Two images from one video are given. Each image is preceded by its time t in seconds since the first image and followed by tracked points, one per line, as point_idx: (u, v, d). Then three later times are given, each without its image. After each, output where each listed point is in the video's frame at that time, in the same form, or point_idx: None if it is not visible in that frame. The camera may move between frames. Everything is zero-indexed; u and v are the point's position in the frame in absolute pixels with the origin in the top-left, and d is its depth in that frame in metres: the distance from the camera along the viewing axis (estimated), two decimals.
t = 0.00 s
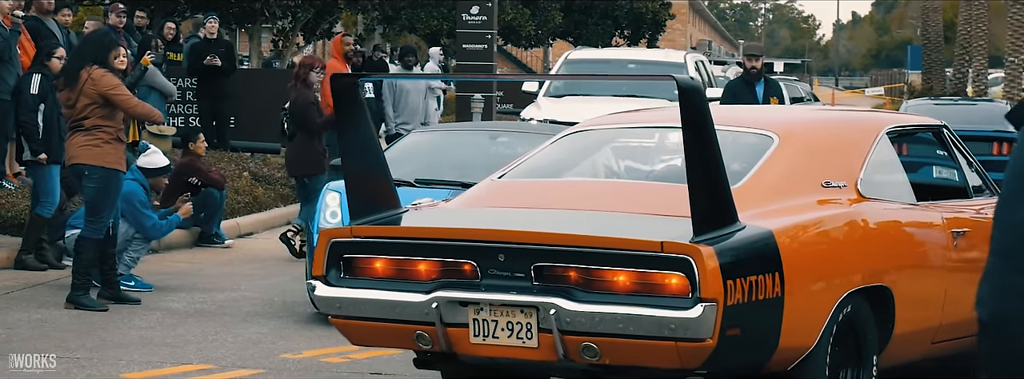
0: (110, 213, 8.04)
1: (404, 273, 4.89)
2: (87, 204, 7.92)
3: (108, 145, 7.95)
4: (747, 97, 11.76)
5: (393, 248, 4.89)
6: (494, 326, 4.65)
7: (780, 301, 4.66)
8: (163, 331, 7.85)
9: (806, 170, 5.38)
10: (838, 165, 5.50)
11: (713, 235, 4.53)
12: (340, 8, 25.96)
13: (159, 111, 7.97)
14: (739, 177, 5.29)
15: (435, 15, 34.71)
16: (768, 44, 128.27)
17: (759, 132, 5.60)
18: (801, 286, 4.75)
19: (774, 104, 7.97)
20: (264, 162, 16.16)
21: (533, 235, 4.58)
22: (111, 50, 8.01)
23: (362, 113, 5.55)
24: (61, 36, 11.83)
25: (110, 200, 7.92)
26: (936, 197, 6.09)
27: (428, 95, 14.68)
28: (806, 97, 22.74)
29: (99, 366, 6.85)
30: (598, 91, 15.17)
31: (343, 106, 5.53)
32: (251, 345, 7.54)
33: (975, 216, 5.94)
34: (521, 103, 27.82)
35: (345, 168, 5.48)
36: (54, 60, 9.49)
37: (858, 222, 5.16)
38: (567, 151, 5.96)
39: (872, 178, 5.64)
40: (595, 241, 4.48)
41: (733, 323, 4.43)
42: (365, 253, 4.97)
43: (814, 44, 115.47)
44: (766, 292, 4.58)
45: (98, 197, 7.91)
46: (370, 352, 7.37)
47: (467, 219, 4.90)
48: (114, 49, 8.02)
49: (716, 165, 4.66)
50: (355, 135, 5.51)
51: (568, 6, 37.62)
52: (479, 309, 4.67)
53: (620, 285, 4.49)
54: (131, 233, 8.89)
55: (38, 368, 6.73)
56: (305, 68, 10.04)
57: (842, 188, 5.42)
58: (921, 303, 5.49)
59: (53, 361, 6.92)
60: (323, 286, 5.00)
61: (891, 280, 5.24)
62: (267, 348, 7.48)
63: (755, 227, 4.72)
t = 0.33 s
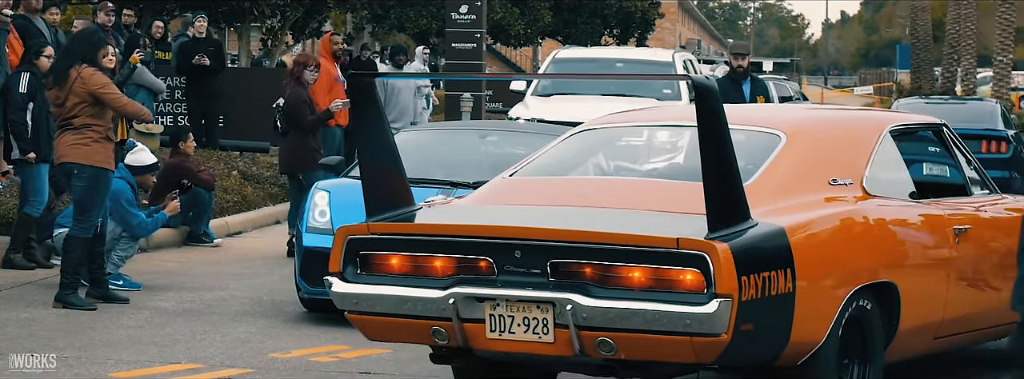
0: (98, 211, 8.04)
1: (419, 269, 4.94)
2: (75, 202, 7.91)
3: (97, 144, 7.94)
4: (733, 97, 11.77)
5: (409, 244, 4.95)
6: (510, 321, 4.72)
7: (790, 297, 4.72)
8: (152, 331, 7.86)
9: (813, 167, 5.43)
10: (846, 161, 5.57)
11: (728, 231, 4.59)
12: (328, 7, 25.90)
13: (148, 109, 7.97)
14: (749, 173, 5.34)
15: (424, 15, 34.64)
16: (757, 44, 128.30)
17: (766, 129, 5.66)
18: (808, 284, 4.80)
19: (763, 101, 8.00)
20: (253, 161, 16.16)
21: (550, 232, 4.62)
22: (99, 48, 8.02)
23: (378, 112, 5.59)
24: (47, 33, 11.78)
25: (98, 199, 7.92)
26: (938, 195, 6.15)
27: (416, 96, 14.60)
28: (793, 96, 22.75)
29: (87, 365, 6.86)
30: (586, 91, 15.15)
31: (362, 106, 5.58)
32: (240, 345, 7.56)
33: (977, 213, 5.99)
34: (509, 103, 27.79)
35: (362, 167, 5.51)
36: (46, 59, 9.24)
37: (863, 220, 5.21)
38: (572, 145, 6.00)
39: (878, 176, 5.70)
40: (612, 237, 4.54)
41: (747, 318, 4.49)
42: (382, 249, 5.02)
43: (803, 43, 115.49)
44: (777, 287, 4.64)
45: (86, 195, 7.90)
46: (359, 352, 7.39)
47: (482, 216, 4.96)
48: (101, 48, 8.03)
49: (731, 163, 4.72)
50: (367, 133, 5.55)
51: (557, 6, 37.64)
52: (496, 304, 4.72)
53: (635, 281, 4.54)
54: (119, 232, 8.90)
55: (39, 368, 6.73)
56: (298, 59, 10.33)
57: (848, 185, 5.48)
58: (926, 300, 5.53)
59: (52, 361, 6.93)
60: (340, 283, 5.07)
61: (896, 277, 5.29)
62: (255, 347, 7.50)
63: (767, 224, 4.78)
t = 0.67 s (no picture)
0: (92, 211, 8.03)
1: (438, 266, 4.97)
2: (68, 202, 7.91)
3: (91, 144, 7.94)
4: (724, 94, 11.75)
5: (427, 242, 4.97)
6: (529, 317, 4.75)
7: (803, 295, 4.77)
8: (144, 330, 7.87)
9: (824, 166, 5.50)
10: (854, 160, 5.63)
11: (742, 229, 4.64)
12: (321, 7, 25.87)
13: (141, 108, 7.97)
14: (761, 171, 5.40)
15: (417, 15, 34.61)
16: (749, 45, 128.27)
17: (775, 127, 5.72)
18: (818, 281, 4.86)
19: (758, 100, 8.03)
20: (245, 160, 16.15)
21: (569, 228, 4.66)
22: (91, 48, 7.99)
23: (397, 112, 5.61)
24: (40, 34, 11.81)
25: (91, 199, 7.92)
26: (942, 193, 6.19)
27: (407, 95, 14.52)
28: (785, 96, 22.77)
29: (80, 365, 6.88)
30: (577, 90, 15.14)
31: (381, 103, 5.59)
32: (232, 344, 7.57)
33: (981, 210, 6.04)
34: (502, 102, 27.76)
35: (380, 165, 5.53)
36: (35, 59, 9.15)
37: (871, 218, 5.27)
38: (579, 141, 6.04)
39: (886, 174, 5.76)
40: (631, 235, 4.58)
41: (763, 315, 4.55)
42: (400, 247, 5.04)
43: (796, 43, 115.47)
44: (791, 283, 4.70)
45: (77, 194, 7.90)
46: (351, 352, 7.41)
47: (498, 214, 5.00)
48: (94, 48, 8.02)
49: (747, 162, 4.75)
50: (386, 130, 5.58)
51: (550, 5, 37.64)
52: (514, 301, 4.76)
53: (653, 277, 4.59)
54: (111, 231, 8.89)
55: (38, 367, 6.76)
56: (295, 59, 10.38)
57: (857, 183, 5.55)
58: (933, 296, 5.59)
59: (52, 361, 6.95)
60: (358, 280, 5.09)
61: (903, 275, 5.34)
62: (248, 347, 7.51)
63: (781, 223, 4.83)
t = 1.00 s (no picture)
0: (87, 210, 8.04)
1: (457, 264, 5.00)
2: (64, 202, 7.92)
3: (86, 144, 7.96)
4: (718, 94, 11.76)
5: (446, 240, 5.01)
6: (549, 314, 4.80)
7: (818, 292, 4.80)
8: (139, 331, 7.89)
9: (834, 164, 5.54)
10: (863, 158, 5.68)
11: (759, 228, 4.66)
12: (316, 8, 25.82)
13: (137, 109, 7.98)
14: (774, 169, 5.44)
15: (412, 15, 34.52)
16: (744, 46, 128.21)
17: (785, 127, 5.76)
18: (834, 277, 4.89)
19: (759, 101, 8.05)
20: (241, 161, 16.17)
21: (590, 226, 4.71)
22: (86, 48, 8.02)
23: (417, 108, 5.64)
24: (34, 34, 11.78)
25: (87, 200, 7.94)
26: (948, 191, 6.21)
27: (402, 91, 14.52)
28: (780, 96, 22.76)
29: (77, 365, 6.90)
30: (572, 90, 15.15)
31: (398, 103, 5.61)
32: (227, 344, 7.59)
33: (986, 209, 6.09)
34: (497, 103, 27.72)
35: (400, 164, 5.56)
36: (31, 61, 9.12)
37: (882, 215, 5.31)
38: (588, 140, 6.07)
39: (895, 172, 5.80)
40: (652, 232, 4.62)
41: (781, 311, 4.59)
42: (420, 244, 5.08)
43: (792, 43, 115.42)
44: (807, 280, 4.74)
45: (73, 195, 7.91)
46: (345, 352, 7.43)
47: (515, 213, 5.03)
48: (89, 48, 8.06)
49: (763, 161, 4.78)
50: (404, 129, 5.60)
51: (547, 4, 37.67)
52: (534, 298, 4.81)
53: (671, 274, 4.63)
54: (105, 232, 8.91)
55: (39, 367, 6.79)
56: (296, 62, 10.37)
57: (866, 181, 5.59)
58: (940, 293, 5.63)
59: (52, 361, 6.97)
60: (379, 278, 5.13)
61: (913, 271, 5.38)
62: (244, 347, 7.54)
63: (796, 221, 4.86)
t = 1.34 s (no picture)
0: (84, 211, 8.06)
1: (477, 263, 5.03)
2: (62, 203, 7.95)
3: (85, 145, 7.99)
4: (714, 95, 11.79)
5: (467, 239, 5.04)
6: (569, 311, 4.82)
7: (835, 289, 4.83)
8: (137, 331, 7.91)
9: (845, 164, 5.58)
10: (874, 157, 5.71)
11: (777, 225, 4.70)
12: (314, 9, 25.80)
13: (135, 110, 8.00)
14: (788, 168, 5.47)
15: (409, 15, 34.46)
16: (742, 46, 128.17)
17: (795, 127, 5.80)
18: (849, 273, 4.92)
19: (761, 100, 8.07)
20: (240, 161, 16.18)
21: (611, 225, 4.74)
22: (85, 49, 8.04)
23: (435, 108, 5.67)
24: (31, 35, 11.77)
25: (85, 200, 7.96)
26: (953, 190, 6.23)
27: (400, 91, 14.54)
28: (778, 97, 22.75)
29: (76, 366, 6.92)
30: (568, 90, 15.18)
31: (419, 104, 5.66)
32: (225, 345, 7.61)
33: (993, 208, 6.13)
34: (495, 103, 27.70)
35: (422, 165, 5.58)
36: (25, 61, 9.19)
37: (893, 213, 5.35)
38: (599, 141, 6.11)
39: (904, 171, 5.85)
40: (674, 231, 4.64)
41: (800, 307, 4.63)
42: (440, 243, 5.10)
43: (789, 43, 115.37)
44: (824, 277, 4.77)
45: (71, 195, 7.93)
46: (344, 353, 7.46)
47: (533, 212, 5.07)
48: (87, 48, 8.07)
49: (782, 159, 4.84)
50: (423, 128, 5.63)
51: (544, 4, 37.67)
52: (555, 296, 4.83)
53: (690, 272, 4.66)
54: (102, 234, 8.92)
55: (38, 367, 6.82)
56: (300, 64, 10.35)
57: (877, 180, 5.62)
58: (950, 289, 5.66)
59: (52, 361, 7.00)
60: (400, 276, 5.14)
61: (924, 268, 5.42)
62: (242, 348, 7.56)
63: (813, 218, 4.90)
